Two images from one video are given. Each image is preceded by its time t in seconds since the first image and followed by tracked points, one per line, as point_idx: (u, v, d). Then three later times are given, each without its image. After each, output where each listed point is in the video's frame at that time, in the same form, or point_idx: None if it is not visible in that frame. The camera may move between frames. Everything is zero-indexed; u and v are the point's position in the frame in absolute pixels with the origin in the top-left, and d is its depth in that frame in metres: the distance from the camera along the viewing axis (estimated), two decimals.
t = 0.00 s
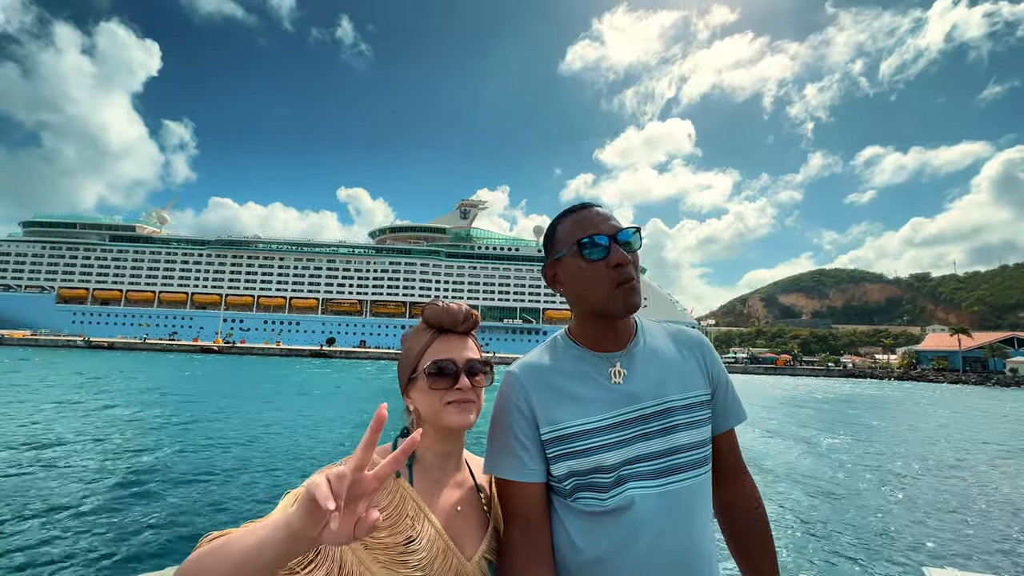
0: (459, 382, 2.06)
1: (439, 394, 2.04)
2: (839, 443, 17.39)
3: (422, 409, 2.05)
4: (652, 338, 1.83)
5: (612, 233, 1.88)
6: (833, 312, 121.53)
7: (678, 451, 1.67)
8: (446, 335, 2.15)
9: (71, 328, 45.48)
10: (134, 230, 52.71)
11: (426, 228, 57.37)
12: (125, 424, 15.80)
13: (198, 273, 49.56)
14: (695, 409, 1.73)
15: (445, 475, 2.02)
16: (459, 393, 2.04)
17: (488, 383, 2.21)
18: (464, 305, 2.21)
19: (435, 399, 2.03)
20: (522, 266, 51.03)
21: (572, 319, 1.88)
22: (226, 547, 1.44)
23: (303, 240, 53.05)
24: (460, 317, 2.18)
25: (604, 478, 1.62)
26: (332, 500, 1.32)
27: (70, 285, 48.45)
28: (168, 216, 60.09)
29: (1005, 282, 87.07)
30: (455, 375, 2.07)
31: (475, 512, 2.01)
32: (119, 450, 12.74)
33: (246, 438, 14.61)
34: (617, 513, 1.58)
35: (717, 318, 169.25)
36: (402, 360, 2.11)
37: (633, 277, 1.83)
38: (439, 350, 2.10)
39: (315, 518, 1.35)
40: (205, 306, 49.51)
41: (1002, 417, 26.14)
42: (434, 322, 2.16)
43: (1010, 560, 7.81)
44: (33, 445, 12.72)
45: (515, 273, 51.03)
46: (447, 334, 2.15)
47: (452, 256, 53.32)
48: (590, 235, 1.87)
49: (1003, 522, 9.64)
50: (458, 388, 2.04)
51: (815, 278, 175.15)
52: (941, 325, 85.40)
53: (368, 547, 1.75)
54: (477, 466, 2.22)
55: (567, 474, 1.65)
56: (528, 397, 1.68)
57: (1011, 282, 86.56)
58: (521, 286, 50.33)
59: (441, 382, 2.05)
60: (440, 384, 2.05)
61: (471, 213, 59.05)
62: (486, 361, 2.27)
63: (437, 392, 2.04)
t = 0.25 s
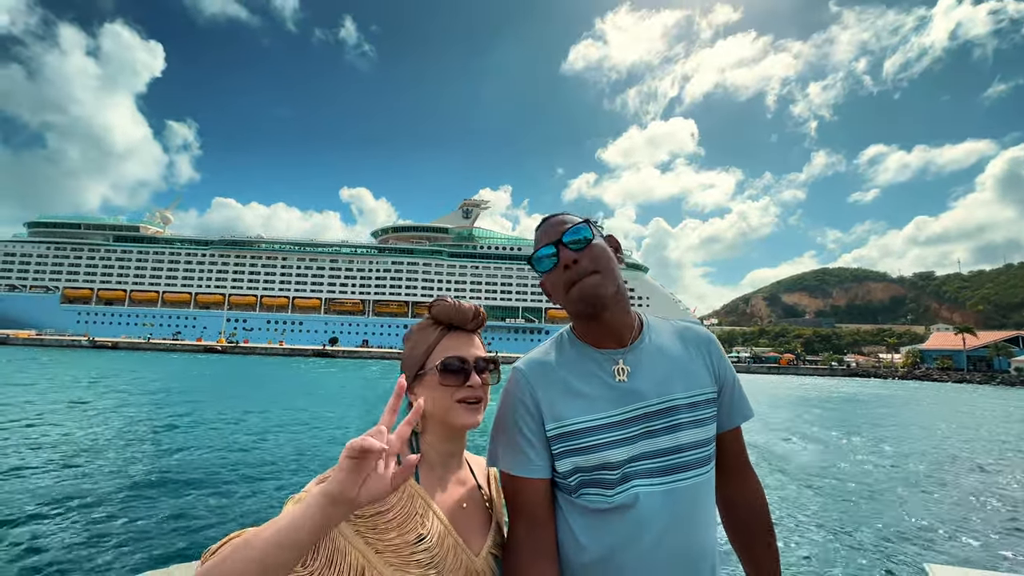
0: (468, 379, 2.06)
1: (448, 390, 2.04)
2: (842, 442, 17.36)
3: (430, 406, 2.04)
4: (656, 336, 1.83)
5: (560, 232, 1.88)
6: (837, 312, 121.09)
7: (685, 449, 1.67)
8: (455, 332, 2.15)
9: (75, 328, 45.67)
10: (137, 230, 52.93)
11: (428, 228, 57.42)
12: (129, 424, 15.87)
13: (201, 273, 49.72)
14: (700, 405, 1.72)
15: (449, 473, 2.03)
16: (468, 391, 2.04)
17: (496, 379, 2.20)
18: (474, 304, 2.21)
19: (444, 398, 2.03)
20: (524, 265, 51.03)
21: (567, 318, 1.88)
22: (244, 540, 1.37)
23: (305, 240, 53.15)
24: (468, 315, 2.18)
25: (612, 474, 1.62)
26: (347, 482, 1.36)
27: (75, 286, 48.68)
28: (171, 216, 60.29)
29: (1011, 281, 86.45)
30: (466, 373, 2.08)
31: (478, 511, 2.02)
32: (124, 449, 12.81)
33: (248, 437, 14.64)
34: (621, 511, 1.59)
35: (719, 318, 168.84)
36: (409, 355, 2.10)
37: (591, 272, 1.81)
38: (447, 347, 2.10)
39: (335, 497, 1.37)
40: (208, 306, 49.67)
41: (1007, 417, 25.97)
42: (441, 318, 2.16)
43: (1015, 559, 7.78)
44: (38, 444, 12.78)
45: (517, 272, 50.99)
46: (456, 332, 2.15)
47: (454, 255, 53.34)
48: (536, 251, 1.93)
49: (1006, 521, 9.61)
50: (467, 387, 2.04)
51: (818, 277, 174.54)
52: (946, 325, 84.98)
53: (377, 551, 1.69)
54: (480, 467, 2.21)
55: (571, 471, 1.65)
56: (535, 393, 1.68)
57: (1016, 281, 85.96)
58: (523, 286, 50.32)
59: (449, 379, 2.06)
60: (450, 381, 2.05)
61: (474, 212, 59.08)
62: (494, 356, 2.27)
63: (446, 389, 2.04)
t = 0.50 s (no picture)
0: (469, 383, 2.07)
1: (452, 392, 2.04)
2: (844, 442, 17.33)
3: (431, 407, 2.03)
4: (656, 338, 1.83)
5: (574, 256, 1.83)
6: (840, 311, 120.74)
7: (685, 450, 1.67)
8: (458, 335, 2.15)
9: (78, 326, 45.87)
10: (141, 229, 53.10)
11: (430, 227, 57.42)
12: (132, 421, 15.93)
13: (204, 271, 49.84)
14: (700, 406, 1.72)
15: (448, 475, 2.03)
16: (470, 394, 2.05)
17: (496, 381, 2.21)
18: (479, 307, 2.20)
19: (445, 399, 2.03)
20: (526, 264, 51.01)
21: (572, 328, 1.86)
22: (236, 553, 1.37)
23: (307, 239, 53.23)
24: (472, 318, 2.18)
25: (613, 473, 1.62)
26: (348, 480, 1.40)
27: (78, 284, 48.88)
28: (174, 215, 60.43)
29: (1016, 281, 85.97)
30: (469, 375, 2.08)
31: (476, 512, 2.03)
32: (127, 446, 12.87)
33: (250, 436, 14.68)
34: (618, 512, 1.59)
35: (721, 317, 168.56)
36: (411, 357, 2.08)
37: (604, 299, 1.79)
38: (450, 350, 2.10)
39: (338, 493, 1.38)
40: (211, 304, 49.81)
41: (1011, 417, 25.88)
42: (444, 320, 2.16)
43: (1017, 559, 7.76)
44: (42, 442, 12.84)
45: (519, 271, 50.98)
46: (458, 335, 2.15)
47: (456, 254, 53.35)
48: (546, 272, 1.89)
49: (1009, 521, 9.61)
50: (469, 389, 2.05)
51: (820, 277, 174.05)
52: (949, 324, 84.64)
53: (378, 555, 1.67)
54: (477, 468, 2.22)
55: (571, 471, 1.65)
56: (535, 392, 1.69)
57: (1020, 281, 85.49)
58: (525, 285, 50.30)
59: (450, 381, 2.06)
60: (453, 384, 2.05)
61: (475, 211, 59.05)
62: (495, 359, 2.27)
63: (450, 391, 2.04)
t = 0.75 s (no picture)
0: (471, 382, 2.07)
1: (453, 390, 2.04)
2: (846, 442, 17.31)
3: (432, 406, 2.03)
4: (659, 339, 1.83)
5: (583, 260, 1.81)
6: (842, 311, 120.46)
7: (688, 451, 1.68)
8: (459, 334, 2.15)
9: (81, 323, 46.00)
10: (143, 226, 53.21)
11: (432, 225, 57.37)
12: (134, 418, 15.97)
13: (206, 269, 49.91)
14: (703, 409, 1.72)
15: (449, 474, 2.03)
16: (471, 394, 2.05)
17: (497, 380, 2.21)
18: (480, 305, 2.20)
19: (447, 398, 2.04)
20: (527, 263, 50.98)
21: (576, 331, 1.86)
22: (240, 556, 1.38)
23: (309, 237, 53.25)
24: (473, 316, 2.18)
25: (618, 478, 1.62)
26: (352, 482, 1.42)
27: (81, 281, 48.99)
28: (176, 212, 60.47)
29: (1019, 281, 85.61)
30: (470, 374, 2.09)
31: (476, 512, 2.04)
32: (129, 443, 12.91)
33: (251, 433, 14.71)
34: (619, 517, 1.60)
35: (723, 316, 168.33)
36: (413, 353, 2.08)
37: (614, 306, 1.78)
38: (451, 349, 2.10)
39: (339, 497, 1.40)
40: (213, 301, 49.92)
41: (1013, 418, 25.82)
42: (444, 319, 2.15)
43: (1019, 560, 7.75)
44: (44, 438, 12.87)
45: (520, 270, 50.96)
46: (459, 334, 2.14)
47: (457, 252, 53.35)
48: (555, 275, 1.85)
49: (1010, 521, 9.60)
50: (470, 388, 2.06)
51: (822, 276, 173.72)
52: (952, 325, 84.37)
53: (376, 560, 1.67)
54: (478, 467, 2.21)
55: (573, 475, 1.66)
56: (536, 395, 1.69)
57: None
58: (527, 283, 50.29)
59: (451, 381, 2.06)
60: (454, 380, 2.06)
61: (477, 209, 59.03)
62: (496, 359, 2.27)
63: (450, 389, 2.04)
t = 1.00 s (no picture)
0: (466, 382, 2.07)
1: (445, 392, 2.04)
2: (847, 442, 17.32)
3: (426, 407, 2.05)
4: (656, 338, 1.84)
5: (575, 251, 1.84)
6: (843, 311, 120.39)
7: (690, 454, 1.68)
8: (453, 334, 2.15)
9: (83, 320, 46.07)
10: (144, 224, 53.28)
11: (433, 223, 57.37)
12: (136, 416, 15.98)
13: (207, 266, 49.95)
14: (702, 412, 1.73)
15: (444, 478, 2.03)
16: (466, 394, 2.05)
17: (491, 382, 2.21)
18: (474, 307, 2.19)
19: (441, 400, 2.04)
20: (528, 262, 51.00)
21: (573, 328, 1.87)
22: (245, 560, 1.38)
23: (310, 235, 53.29)
24: (466, 317, 2.17)
25: (619, 483, 1.62)
26: (359, 485, 1.43)
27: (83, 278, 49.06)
28: (177, 210, 60.54)
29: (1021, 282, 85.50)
30: (464, 375, 2.08)
31: (472, 514, 2.03)
32: (131, 440, 12.96)
33: (252, 431, 14.74)
34: (620, 522, 1.60)
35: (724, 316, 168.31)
36: (406, 354, 2.08)
37: (604, 293, 1.80)
38: (446, 350, 2.10)
39: (338, 505, 1.40)
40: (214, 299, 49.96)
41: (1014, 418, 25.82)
42: (439, 319, 2.16)
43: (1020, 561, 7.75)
44: (45, 436, 12.89)
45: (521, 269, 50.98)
46: (454, 335, 2.14)
47: (458, 251, 53.37)
48: (548, 267, 1.89)
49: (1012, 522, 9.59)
50: (465, 389, 2.06)
51: (824, 276, 173.65)
52: (953, 325, 84.33)
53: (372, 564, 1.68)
54: (474, 468, 2.21)
55: (573, 478, 1.66)
56: (536, 399, 1.69)
57: None
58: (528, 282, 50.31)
59: (446, 381, 2.06)
60: (447, 382, 2.05)
61: (478, 208, 59.05)
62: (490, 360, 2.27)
63: (443, 392, 2.05)
